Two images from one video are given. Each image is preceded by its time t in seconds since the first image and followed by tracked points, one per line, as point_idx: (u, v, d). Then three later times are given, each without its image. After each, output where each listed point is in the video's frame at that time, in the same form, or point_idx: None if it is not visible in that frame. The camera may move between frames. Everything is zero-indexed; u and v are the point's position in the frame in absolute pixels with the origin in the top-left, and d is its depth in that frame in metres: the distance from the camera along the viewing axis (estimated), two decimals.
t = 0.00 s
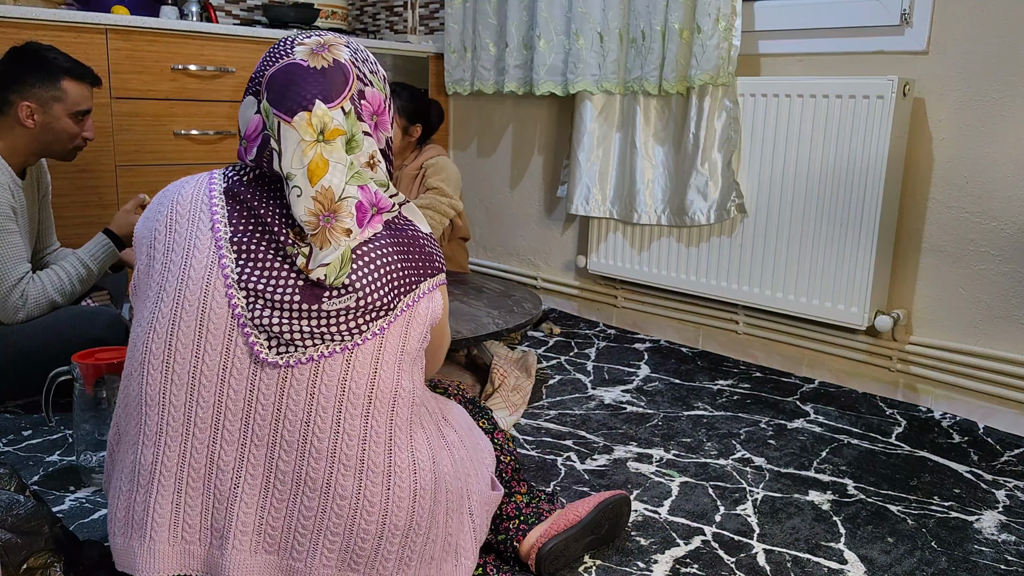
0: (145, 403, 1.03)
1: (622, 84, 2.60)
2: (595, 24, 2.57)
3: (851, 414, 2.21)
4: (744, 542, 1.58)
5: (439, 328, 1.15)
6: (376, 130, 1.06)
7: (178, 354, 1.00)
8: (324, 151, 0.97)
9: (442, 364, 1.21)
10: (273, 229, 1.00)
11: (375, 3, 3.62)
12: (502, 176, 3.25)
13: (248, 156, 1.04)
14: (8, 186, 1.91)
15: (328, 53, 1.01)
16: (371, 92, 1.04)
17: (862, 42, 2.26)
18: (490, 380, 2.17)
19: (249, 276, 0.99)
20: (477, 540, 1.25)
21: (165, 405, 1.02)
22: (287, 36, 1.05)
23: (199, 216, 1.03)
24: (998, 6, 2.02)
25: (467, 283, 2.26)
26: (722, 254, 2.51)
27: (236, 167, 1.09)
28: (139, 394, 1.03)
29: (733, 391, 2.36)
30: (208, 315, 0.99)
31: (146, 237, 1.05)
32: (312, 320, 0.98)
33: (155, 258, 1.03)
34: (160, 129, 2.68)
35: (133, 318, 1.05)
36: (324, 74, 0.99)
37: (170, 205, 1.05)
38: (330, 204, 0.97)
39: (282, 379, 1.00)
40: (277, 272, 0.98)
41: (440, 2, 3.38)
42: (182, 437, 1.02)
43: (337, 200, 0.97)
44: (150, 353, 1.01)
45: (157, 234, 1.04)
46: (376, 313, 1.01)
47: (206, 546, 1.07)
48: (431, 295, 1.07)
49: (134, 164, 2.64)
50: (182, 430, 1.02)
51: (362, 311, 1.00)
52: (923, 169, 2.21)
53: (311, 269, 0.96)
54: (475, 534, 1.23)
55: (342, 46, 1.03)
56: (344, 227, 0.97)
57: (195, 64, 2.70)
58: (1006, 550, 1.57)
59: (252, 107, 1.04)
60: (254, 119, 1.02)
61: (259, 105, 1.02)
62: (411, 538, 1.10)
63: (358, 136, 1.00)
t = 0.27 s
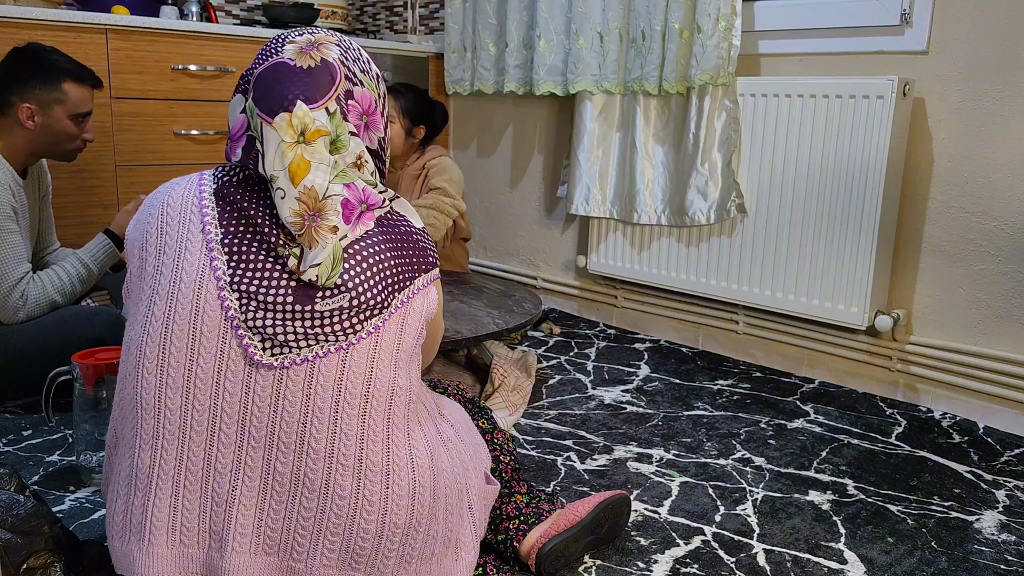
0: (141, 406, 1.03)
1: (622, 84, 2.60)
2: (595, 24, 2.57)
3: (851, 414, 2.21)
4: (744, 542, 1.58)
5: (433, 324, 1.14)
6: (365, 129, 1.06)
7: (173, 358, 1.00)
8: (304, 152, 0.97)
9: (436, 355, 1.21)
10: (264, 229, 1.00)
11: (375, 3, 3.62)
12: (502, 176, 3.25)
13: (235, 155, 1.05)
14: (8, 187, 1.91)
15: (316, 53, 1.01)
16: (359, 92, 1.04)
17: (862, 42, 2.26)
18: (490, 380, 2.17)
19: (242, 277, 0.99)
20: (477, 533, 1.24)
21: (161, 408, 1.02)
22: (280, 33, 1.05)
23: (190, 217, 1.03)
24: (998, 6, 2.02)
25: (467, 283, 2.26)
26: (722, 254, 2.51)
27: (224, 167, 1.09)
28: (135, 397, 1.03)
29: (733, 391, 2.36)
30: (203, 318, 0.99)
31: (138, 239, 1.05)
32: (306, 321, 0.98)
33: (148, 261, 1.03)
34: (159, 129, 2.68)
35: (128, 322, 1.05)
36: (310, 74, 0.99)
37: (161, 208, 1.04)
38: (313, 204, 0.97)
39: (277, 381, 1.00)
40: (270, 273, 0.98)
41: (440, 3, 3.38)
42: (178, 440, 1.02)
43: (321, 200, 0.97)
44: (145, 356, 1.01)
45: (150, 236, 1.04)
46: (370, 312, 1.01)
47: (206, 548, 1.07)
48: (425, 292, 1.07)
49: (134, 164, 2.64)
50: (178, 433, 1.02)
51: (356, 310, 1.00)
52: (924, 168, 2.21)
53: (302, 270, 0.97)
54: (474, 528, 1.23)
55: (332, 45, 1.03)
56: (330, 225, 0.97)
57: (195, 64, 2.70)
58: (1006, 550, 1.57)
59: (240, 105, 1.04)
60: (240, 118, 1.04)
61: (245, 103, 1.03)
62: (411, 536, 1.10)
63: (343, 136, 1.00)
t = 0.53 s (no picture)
0: (141, 407, 1.03)
1: (622, 84, 2.60)
2: (595, 24, 2.57)
3: (851, 414, 2.21)
4: (744, 542, 1.58)
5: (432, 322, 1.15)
6: (359, 125, 1.05)
7: (172, 358, 1.00)
8: (290, 149, 0.97)
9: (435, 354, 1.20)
10: (264, 229, 1.00)
11: (375, 3, 3.62)
12: (502, 176, 3.25)
13: (229, 157, 1.06)
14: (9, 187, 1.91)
15: (304, 50, 1.01)
16: (349, 88, 1.04)
17: (862, 42, 2.26)
18: (490, 380, 2.17)
19: (241, 278, 0.99)
20: (477, 531, 1.24)
21: (161, 408, 1.02)
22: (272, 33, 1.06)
23: (189, 217, 1.03)
24: (998, 6, 2.02)
25: (467, 283, 2.26)
26: (722, 254, 2.51)
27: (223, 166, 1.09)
28: (134, 398, 1.03)
29: (733, 391, 2.36)
30: (202, 318, 0.99)
31: (137, 240, 1.05)
32: (305, 321, 0.98)
33: (147, 262, 1.03)
34: (159, 129, 2.68)
35: (127, 323, 1.05)
36: (296, 72, 0.99)
37: (160, 208, 1.04)
38: (301, 201, 0.97)
39: (277, 381, 1.00)
40: (269, 273, 0.98)
41: (440, 2, 3.38)
42: (177, 440, 1.02)
43: (309, 196, 0.97)
44: (144, 357, 1.01)
45: (148, 237, 1.03)
46: (370, 311, 1.01)
47: (205, 549, 1.07)
48: (425, 292, 1.07)
49: (134, 164, 2.64)
50: (178, 434, 1.02)
51: (355, 310, 1.00)
52: (924, 168, 2.21)
53: (301, 272, 0.97)
54: (474, 526, 1.23)
55: (321, 42, 1.03)
56: (319, 222, 0.96)
57: (195, 64, 2.70)
58: (1006, 550, 1.57)
59: (231, 107, 1.05)
60: (229, 119, 1.05)
61: (235, 104, 1.04)
62: (411, 536, 1.10)
63: (331, 132, 1.00)
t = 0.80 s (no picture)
0: (142, 407, 1.02)
1: (622, 84, 2.60)
2: (595, 24, 2.57)
3: (851, 414, 2.21)
4: (744, 542, 1.58)
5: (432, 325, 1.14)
6: (359, 125, 1.06)
7: (174, 358, 1.00)
8: (289, 147, 0.98)
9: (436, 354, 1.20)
10: (266, 229, 1.00)
11: (375, 3, 3.62)
12: (502, 176, 3.25)
13: (231, 156, 1.06)
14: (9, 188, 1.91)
15: (305, 50, 1.02)
16: (350, 88, 1.04)
17: (862, 42, 2.26)
18: (490, 380, 2.17)
19: (243, 278, 0.99)
20: (476, 531, 1.24)
21: (162, 408, 1.02)
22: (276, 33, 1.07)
23: (191, 217, 1.03)
24: (998, 6, 2.02)
25: (467, 283, 2.26)
26: (722, 254, 2.51)
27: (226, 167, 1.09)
28: (135, 397, 1.03)
29: (733, 391, 2.36)
30: (203, 318, 0.99)
31: (138, 239, 1.05)
32: (306, 321, 0.98)
33: (148, 261, 1.03)
34: (159, 129, 2.68)
35: (128, 322, 1.05)
36: (295, 72, 1.00)
37: (162, 208, 1.04)
38: (299, 199, 0.97)
39: (278, 381, 1.00)
40: (271, 273, 0.99)
41: (440, 3, 3.38)
42: (178, 440, 1.02)
43: (305, 194, 0.97)
44: (145, 356, 1.01)
45: (150, 236, 1.04)
46: (371, 311, 1.01)
47: (205, 549, 1.07)
48: (426, 292, 1.07)
49: (134, 164, 2.64)
50: (178, 434, 1.02)
51: (357, 310, 1.00)
52: (924, 168, 2.21)
53: (302, 271, 0.97)
54: (474, 525, 1.23)
55: (321, 42, 1.04)
56: (316, 221, 0.97)
57: (195, 64, 2.70)
58: (1006, 550, 1.57)
59: (232, 106, 1.06)
60: (230, 118, 1.05)
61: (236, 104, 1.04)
62: (411, 536, 1.10)
63: (330, 131, 1.01)
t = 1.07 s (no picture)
0: (143, 407, 1.02)
1: (622, 84, 2.60)
2: (595, 24, 2.57)
3: (851, 414, 2.21)
4: (744, 542, 1.58)
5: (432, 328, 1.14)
6: (364, 125, 1.06)
7: (175, 357, 1.00)
8: (294, 143, 0.98)
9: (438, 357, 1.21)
10: (269, 229, 1.00)
11: (375, 3, 3.62)
12: (502, 176, 3.25)
13: (235, 152, 1.07)
14: (8, 188, 1.91)
15: (312, 49, 1.03)
16: (355, 88, 1.05)
17: (862, 42, 2.26)
18: (490, 380, 2.17)
19: (245, 278, 0.99)
20: (476, 532, 1.24)
21: (162, 408, 1.02)
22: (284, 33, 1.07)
23: (195, 217, 1.03)
24: (998, 6, 2.02)
25: (467, 283, 2.26)
26: (722, 254, 2.51)
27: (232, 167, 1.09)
28: (136, 397, 1.03)
29: (733, 391, 2.36)
30: (205, 318, 0.99)
31: (141, 238, 1.05)
32: (307, 322, 0.98)
33: (150, 260, 1.03)
34: (159, 129, 2.68)
35: (130, 322, 1.05)
36: (301, 70, 1.01)
37: (166, 208, 1.05)
38: (300, 195, 0.97)
39: (279, 382, 1.00)
40: (273, 273, 0.99)
41: (440, 3, 3.38)
42: (179, 439, 1.02)
43: (307, 189, 0.97)
44: (147, 356, 1.01)
45: (152, 235, 1.04)
46: (372, 312, 1.01)
47: (205, 548, 1.07)
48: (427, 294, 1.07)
49: (134, 163, 2.64)
50: (179, 433, 1.02)
51: (358, 310, 1.00)
52: (924, 168, 2.21)
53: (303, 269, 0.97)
54: (474, 526, 1.23)
55: (329, 43, 1.05)
56: (316, 219, 0.97)
57: (195, 64, 2.70)
58: (1006, 550, 1.57)
59: (238, 103, 1.06)
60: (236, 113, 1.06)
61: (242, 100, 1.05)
62: (411, 538, 1.10)
63: (334, 129, 1.01)
